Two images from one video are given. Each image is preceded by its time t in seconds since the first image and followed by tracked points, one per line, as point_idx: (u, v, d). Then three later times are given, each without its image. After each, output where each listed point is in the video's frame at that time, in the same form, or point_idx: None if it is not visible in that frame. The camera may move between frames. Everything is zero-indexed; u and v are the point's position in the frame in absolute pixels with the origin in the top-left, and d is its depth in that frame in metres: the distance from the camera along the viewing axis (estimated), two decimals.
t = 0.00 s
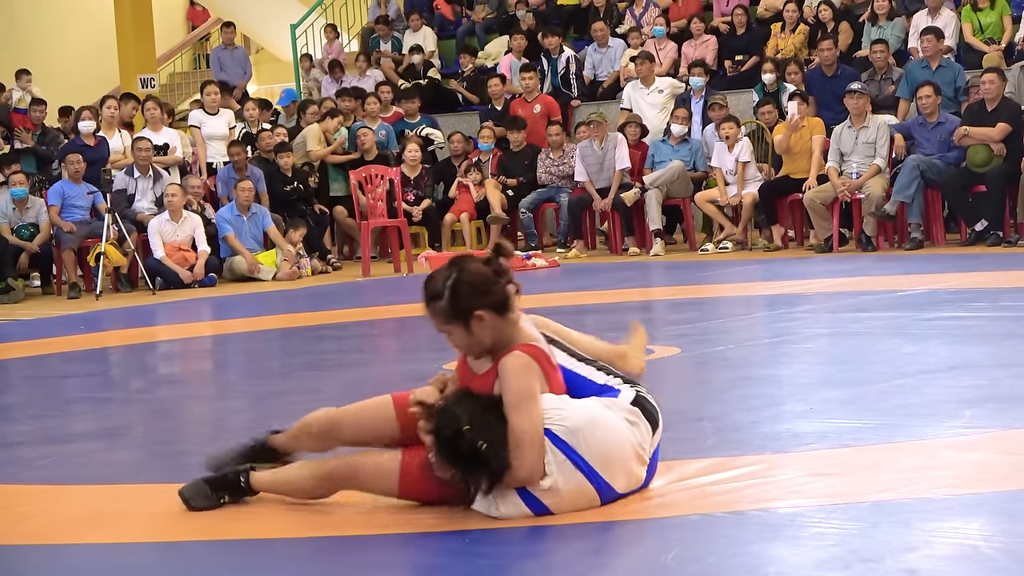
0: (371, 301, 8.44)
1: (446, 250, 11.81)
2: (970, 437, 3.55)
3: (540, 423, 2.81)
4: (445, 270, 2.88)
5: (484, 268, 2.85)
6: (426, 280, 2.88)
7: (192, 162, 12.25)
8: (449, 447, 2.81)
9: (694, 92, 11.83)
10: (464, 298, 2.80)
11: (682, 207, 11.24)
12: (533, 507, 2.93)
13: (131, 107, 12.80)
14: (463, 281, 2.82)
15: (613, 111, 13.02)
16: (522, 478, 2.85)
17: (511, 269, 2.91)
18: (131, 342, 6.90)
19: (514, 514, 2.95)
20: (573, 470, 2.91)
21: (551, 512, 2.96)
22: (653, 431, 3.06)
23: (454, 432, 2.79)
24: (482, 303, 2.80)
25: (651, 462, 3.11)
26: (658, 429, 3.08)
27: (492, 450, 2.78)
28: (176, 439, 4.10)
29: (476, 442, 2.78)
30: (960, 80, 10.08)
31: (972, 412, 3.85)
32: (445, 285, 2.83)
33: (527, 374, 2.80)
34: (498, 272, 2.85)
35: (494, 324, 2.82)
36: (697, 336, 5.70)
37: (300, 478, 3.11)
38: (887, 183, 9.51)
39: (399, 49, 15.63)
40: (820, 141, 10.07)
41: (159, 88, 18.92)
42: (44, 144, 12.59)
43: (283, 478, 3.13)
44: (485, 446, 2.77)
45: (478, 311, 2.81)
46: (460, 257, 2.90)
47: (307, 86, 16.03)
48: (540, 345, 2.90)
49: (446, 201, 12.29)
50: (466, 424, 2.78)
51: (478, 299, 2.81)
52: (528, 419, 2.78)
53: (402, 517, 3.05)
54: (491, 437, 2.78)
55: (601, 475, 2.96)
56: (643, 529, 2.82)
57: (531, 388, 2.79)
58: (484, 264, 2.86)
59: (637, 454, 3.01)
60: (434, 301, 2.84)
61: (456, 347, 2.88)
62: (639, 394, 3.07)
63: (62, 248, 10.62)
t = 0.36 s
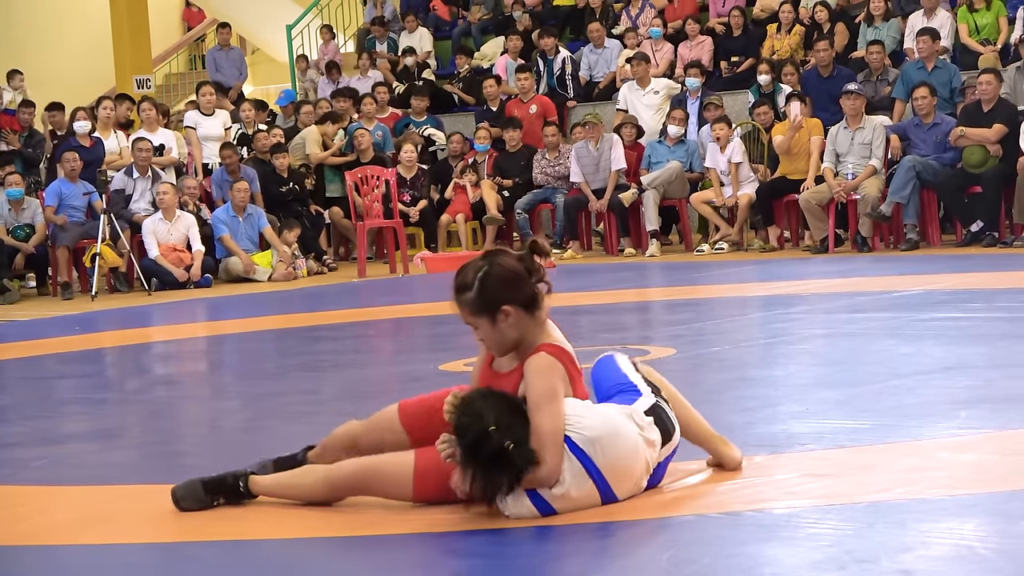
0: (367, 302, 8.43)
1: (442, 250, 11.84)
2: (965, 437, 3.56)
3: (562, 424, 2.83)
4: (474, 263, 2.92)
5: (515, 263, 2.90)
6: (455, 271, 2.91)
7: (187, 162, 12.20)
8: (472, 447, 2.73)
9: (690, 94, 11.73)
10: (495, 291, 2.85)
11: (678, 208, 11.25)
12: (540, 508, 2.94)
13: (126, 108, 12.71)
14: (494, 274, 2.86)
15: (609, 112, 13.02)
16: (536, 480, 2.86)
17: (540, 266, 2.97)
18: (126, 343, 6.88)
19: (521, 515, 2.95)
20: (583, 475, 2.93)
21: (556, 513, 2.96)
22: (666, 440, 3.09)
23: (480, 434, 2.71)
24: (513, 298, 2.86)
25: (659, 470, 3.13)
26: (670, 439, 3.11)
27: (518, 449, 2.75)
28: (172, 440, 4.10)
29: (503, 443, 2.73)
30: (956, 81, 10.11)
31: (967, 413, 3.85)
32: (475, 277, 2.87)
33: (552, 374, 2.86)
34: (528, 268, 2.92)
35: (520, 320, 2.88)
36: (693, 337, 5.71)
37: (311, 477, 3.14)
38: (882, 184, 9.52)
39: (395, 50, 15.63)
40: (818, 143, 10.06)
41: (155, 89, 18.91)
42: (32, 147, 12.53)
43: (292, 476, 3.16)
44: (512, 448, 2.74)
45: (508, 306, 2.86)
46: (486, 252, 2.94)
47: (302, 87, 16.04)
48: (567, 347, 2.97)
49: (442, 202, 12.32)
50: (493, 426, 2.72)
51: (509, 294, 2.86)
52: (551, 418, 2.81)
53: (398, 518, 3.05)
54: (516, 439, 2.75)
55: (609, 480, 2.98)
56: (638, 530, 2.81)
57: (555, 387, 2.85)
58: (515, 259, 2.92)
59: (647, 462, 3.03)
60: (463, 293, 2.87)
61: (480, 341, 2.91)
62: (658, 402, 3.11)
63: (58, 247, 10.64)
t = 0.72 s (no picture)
0: (359, 302, 8.41)
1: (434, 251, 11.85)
2: (957, 438, 3.56)
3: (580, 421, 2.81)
4: (485, 259, 2.92)
5: (527, 259, 2.90)
6: (467, 270, 2.90)
7: (180, 163, 12.15)
8: (488, 438, 2.72)
9: (682, 94, 11.76)
10: (509, 285, 2.84)
11: (671, 209, 11.27)
12: (541, 508, 2.94)
13: (120, 110, 12.73)
14: (508, 270, 2.86)
15: (601, 113, 13.01)
16: (551, 476, 2.85)
17: (552, 263, 2.97)
18: (118, 344, 6.85)
19: (522, 513, 2.96)
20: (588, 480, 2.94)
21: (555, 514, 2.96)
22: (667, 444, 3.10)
23: (498, 421, 2.70)
24: (529, 291, 2.85)
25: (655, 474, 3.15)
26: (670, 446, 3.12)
27: (534, 441, 2.74)
28: (165, 441, 4.08)
29: (518, 431, 2.72)
30: (948, 81, 10.11)
31: (960, 413, 3.85)
32: (488, 273, 2.86)
33: (571, 370, 2.84)
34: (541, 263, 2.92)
35: (537, 314, 2.87)
36: (685, 337, 5.71)
37: (301, 482, 3.13)
38: (875, 184, 9.53)
39: (386, 51, 15.62)
40: (811, 144, 10.08)
41: (147, 90, 18.86)
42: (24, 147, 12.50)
43: (284, 480, 3.15)
44: (528, 438, 2.72)
45: (523, 301, 2.85)
46: (498, 248, 2.94)
47: (295, 87, 16.03)
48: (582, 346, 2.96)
49: (435, 202, 12.32)
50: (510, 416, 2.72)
51: (523, 289, 2.85)
52: (570, 415, 2.80)
53: (392, 518, 3.05)
54: (533, 428, 2.74)
55: (612, 487, 2.99)
56: (629, 532, 2.81)
57: (576, 383, 2.83)
58: (527, 256, 2.92)
59: (649, 470, 3.04)
60: (475, 290, 2.86)
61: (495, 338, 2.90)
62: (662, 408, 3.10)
63: (50, 249, 10.61)
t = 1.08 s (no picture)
0: (344, 304, 8.38)
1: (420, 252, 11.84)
2: (943, 439, 3.56)
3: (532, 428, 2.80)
4: (447, 258, 2.89)
5: (489, 257, 2.89)
6: (431, 269, 2.88)
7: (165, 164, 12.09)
8: (444, 448, 2.74)
9: (667, 96, 11.72)
10: (473, 284, 2.82)
11: (656, 210, 11.26)
12: (522, 513, 2.92)
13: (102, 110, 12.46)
14: (470, 268, 2.84)
15: (586, 114, 12.99)
16: (510, 485, 2.84)
17: (511, 263, 2.96)
18: (103, 345, 6.81)
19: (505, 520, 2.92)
20: (560, 477, 2.92)
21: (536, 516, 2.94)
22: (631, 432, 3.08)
23: (451, 440, 2.73)
24: (489, 290, 2.83)
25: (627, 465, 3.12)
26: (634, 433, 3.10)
27: (489, 455, 2.75)
28: (150, 443, 4.05)
29: (473, 449, 2.74)
30: (933, 83, 10.15)
31: (945, 414, 3.85)
32: (453, 271, 2.84)
33: (523, 374, 2.81)
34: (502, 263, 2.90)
35: (499, 313, 2.85)
36: (671, 338, 5.70)
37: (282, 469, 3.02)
38: (859, 185, 9.55)
39: (372, 53, 15.58)
40: (795, 145, 10.09)
41: (131, 91, 18.77)
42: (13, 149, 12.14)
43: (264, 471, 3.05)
44: (482, 454, 2.74)
45: (485, 301, 2.83)
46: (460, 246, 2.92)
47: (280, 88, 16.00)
48: (536, 350, 2.91)
49: (420, 204, 12.30)
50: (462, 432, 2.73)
51: (485, 288, 2.83)
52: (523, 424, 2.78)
53: (376, 521, 3.02)
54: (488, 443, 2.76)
55: (585, 480, 2.96)
56: (612, 532, 2.80)
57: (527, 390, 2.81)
58: (488, 255, 2.90)
59: (619, 458, 3.02)
60: (440, 289, 2.83)
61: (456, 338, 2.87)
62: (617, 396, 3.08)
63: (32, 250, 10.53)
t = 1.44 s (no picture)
0: (331, 304, 8.35)
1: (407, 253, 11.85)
2: (929, 440, 3.55)
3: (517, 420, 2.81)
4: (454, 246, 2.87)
5: (500, 248, 2.85)
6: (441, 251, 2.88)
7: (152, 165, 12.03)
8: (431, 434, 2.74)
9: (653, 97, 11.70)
10: (467, 280, 2.81)
11: (643, 211, 11.26)
12: (508, 510, 2.90)
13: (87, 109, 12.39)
14: (474, 258, 2.81)
15: (573, 115, 12.98)
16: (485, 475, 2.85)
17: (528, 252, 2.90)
18: (90, 346, 6.76)
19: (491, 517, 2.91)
20: (545, 474, 2.90)
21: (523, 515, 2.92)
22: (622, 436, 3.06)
23: (437, 421, 2.73)
24: (489, 281, 2.81)
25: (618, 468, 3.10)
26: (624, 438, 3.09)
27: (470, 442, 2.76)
28: (136, 443, 4.02)
29: (459, 433, 2.75)
30: (920, 83, 10.16)
31: (930, 415, 3.85)
32: (454, 262, 2.83)
33: (504, 367, 2.80)
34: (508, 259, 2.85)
35: (496, 306, 2.84)
36: (658, 339, 5.69)
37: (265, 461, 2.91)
38: (846, 186, 9.57)
39: (359, 53, 15.54)
40: (781, 145, 10.09)
41: (119, 92, 18.68)
42: None
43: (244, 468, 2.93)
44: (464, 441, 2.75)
45: (477, 296, 2.82)
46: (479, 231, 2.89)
47: (267, 89, 15.97)
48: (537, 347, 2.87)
49: (407, 204, 12.28)
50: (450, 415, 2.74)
51: (478, 286, 2.81)
52: (507, 417, 2.79)
53: (361, 522, 3.00)
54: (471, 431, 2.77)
55: (573, 476, 2.94)
56: (597, 533, 2.79)
57: (514, 387, 2.80)
58: (495, 248, 2.85)
59: (607, 458, 3.00)
60: (441, 277, 2.85)
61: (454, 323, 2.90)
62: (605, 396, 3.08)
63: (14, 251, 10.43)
